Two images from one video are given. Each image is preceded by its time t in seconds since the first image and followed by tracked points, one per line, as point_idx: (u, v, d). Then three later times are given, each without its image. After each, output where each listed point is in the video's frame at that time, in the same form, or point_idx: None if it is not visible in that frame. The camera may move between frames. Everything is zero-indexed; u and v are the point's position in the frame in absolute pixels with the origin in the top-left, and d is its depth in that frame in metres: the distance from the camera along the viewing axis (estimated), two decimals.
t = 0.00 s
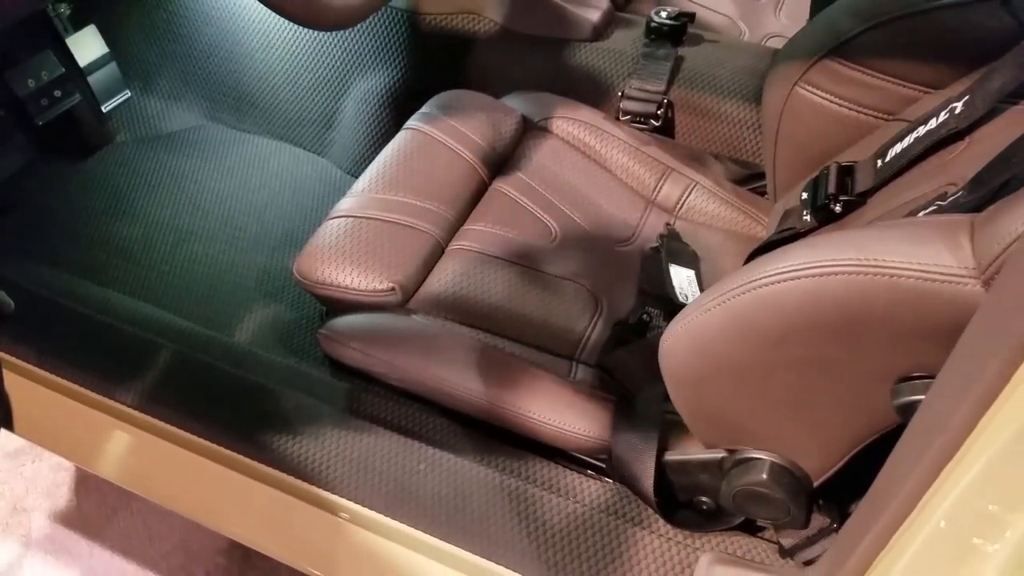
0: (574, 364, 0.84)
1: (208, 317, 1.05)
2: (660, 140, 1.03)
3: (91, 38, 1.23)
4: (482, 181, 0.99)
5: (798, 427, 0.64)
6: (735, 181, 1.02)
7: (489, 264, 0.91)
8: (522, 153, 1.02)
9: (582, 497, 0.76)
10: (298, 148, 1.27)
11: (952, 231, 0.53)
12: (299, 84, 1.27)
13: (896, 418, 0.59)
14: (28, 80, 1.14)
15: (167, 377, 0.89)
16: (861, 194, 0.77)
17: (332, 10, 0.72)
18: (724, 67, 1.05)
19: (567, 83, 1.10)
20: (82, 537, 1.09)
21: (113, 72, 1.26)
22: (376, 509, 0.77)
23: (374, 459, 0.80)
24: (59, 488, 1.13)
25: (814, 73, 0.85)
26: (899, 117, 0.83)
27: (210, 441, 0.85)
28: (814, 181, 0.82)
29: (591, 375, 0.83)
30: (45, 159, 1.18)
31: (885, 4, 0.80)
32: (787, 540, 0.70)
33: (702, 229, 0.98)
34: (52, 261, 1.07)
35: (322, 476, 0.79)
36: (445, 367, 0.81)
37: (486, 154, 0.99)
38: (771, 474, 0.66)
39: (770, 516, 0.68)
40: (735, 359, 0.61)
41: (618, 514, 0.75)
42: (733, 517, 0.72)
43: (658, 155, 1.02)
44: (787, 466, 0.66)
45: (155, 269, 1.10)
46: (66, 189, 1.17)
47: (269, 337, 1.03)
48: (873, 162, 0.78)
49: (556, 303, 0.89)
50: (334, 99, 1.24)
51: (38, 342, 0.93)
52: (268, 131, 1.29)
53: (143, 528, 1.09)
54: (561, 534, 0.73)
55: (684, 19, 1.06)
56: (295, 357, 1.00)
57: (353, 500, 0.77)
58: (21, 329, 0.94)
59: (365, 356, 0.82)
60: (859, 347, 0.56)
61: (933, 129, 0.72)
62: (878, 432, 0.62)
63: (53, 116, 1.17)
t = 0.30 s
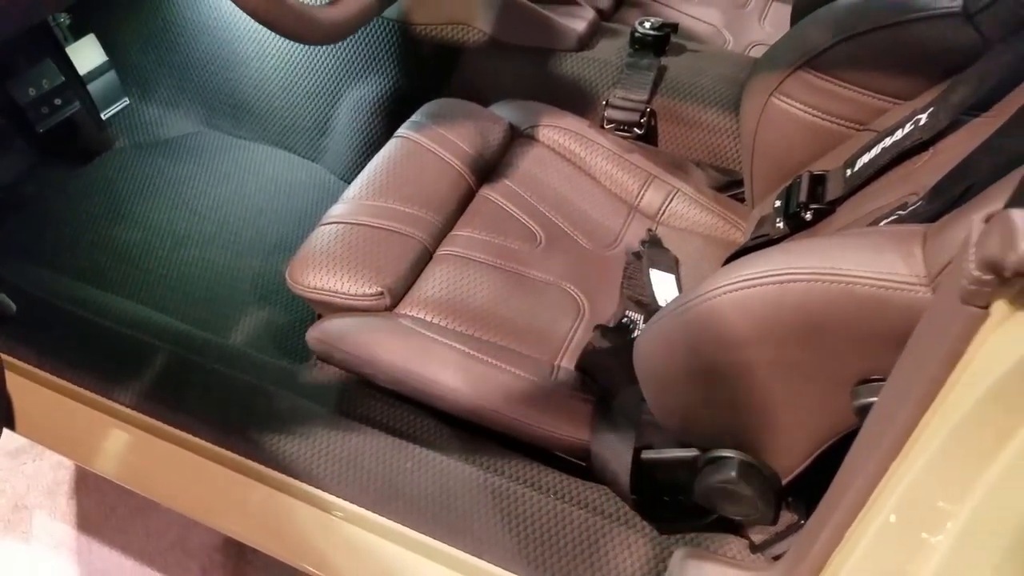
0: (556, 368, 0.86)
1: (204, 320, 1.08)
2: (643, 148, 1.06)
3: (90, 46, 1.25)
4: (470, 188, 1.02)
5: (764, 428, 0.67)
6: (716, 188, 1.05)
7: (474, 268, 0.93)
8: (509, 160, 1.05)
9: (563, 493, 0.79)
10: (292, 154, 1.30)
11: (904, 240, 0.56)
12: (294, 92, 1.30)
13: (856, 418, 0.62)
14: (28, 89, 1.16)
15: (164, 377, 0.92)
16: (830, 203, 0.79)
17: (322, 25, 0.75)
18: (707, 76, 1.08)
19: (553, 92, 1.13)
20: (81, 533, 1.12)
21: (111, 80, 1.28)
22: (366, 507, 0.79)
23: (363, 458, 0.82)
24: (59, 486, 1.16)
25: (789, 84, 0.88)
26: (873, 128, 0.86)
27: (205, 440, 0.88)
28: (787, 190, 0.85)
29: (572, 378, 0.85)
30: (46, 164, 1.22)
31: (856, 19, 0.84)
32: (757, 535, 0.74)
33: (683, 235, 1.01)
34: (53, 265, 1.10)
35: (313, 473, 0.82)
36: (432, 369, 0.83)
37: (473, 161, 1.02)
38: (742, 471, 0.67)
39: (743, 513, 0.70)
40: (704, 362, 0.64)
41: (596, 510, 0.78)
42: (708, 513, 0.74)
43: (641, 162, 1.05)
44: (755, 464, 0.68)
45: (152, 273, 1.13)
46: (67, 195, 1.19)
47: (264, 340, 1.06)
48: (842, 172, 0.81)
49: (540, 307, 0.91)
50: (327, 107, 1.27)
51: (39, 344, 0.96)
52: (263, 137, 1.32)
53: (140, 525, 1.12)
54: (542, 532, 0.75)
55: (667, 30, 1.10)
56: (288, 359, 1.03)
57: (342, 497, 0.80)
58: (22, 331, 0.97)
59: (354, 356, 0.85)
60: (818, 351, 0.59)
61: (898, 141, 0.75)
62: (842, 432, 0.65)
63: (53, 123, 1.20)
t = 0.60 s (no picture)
0: (534, 383, 0.89)
1: (198, 329, 1.11)
2: (626, 165, 1.09)
3: (91, 59, 1.27)
4: (455, 204, 1.05)
5: (726, 446, 0.69)
6: (697, 207, 1.08)
7: (457, 283, 0.96)
8: (495, 176, 1.08)
9: (537, 505, 0.83)
10: (288, 166, 1.33)
11: (856, 274, 0.58)
12: (288, 105, 1.32)
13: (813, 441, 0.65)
14: (31, 102, 1.18)
15: (157, 386, 0.95)
16: (799, 228, 0.82)
17: (309, 52, 0.79)
18: (688, 97, 1.11)
19: (540, 110, 1.17)
20: (76, 533, 1.15)
21: (111, 92, 1.30)
22: (347, 515, 0.82)
23: (346, 466, 0.85)
24: (55, 486, 1.19)
25: (762, 110, 0.90)
26: (845, 155, 0.89)
27: (196, 448, 0.90)
28: (759, 214, 0.87)
29: (549, 393, 0.88)
30: (47, 175, 1.23)
31: (827, 48, 0.86)
32: (724, 552, 0.76)
33: (664, 251, 1.03)
34: (52, 273, 1.12)
35: (297, 481, 0.85)
36: (412, 381, 0.85)
37: (458, 177, 1.05)
38: (705, 488, 0.70)
39: (707, 529, 0.73)
40: (668, 385, 0.67)
41: (571, 522, 0.81)
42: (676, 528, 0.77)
43: (623, 180, 1.07)
44: (720, 480, 0.71)
45: (149, 282, 1.16)
46: (65, 204, 1.22)
47: (255, 350, 1.09)
48: (812, 198, 0.83)
49: (520, 322, 0.94)
50: (321, 120, 1.30)
51: (36, 349, 0.99)
52: (259, 149, 1.35)
53: (133, 525, 1.16)
54: (517, 542, 0.78)
55: (651, 50, 1.12)
56: (279, 368, 1.07)
57: (325, 505, 0.83)
58: (20, 338, 1.00)
59: (337, 368, 0.88)
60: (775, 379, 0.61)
61: (865, 169, 0.78)
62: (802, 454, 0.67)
63: (54, 136, 1.22)
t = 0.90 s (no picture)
0: (529, 405, 0.89)
1: (202, 333, 1.12)
2: (633, 185, 1.09)
3: (111, 61, 1.29)
4: (461, 219, 1.04)
5: (717, 482, 0.69)
6: (704, 231, 1.07)
7: (459, 300, 0.96)
8: (503, 192, 1.08)
9: (528, 528, 0.82)
10: (300, 172, 1.34)
11: (854, 320, 0.57)
12: (303, 111, 1.33)
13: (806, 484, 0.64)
14: (49, 103, 1.21)
15: (158, 389, 0.94)
16: (803, 261, 0.81)
17: (316, 68, 0.81)
18: (700, 119, 1.11)
19: (550, 126, 1.17)
20: (75, 529, 1.16)
21: (129, 93, 1.32)
22: (338, 528, 0.82)
23: (339, 478, 0.85)
24: (58, 480, 1.21)
25: (775, 137, 0.90)
26: (855, 190, 0.88)
27: (196, 454, 0.91)
28: (764, 244, 0.87)
29: (544, 417, 0.88)
30: (61, 173, 1.26)
31: (837, 80, 0.86)
32: None
33: (668, 274, 1.03)
34: (61, 268, 1.15)
35: (290, 491, 0.85)
36: (409, 399, 0.85)
37: (465, 192, 1.05)
38: (694, 524, 0.70)
39: (697, 564, 0.72)
40: (661, 419, 0.67)
41: (560, 547, 0.80)
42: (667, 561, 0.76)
43: (630, 201, 1.07)
44: (710, 515, 0.71)
45: (156, 282, 1.17)
46: (79, 202, 1.24)
47: (257, 357, 1.09)
48: (818, 231, 0.82)
49: (519, 342, 0.94)
50: (334, 128, 1.31)
51: (43, 347, 0.99)
52: (273, 154, 1.36)
53: (132, 523, 1.16)
54: (501, 565, 0.78)
55: (665, 70, 1.13)
56: (279, 375, 1.06)
57: (316, 517, 0.83)
58: (26, 335, 1.00)
59: (334, 382, 0.88)
60: (767, 420, 0.61)
61: (872, 206, 0.77)
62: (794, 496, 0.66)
63: (71, 135, 1.24)
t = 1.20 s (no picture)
0: (545, 428, 0.85)
1: (218, 335, 1.11)
2: (664, 204, 1.05)
3: (147, 56, 1.29)
4: (484, 231, 1.01)
5: (739, 525, 0.65)
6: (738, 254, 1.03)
7: (477, 314, 0.93)
8: (529, 204, 1.05)
9: (537, 561, 0.79)
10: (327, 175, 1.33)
11: (892, 366, 0.53)
12: (332, 113, 1.30)
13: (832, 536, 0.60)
14: (81, 96, 1.20)
15: (169, 391, 0.93)
16: (840, 293, 0.78)
17: (340, 74, 0.79)
18: (736, 138, 1.07)
19: (581, 139, 1.15)
20: (83, 527, 1.15)
21: (162, 90, 1.32)
22: (340, 548, 0.80)
23: (344, 495, 0.83)
24: (68, 475, 1.20)
25: (812, 162, 0.86)
26: (898, 221, 0.84)
27: (203, 461, 0.88)
28: (799, 273, 0.84)
29: (560, 441, 0.84)
30: (92, 166, 1.26)
31: (881, 106, 0.82)
32: None
33: (697, 297, 0.99)
34: (82, 262, 1.14)
35: (293, 505, 0.82)
36: (420, 418, 0.83)
37: (490, 204, 1.02)
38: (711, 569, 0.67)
39: None
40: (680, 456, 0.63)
41: None
42: None
43: (661, 219, 1.03)
44: (729, 560, 0.68)
45: (176, 280, 1.16)
46: (109, 199, 1.25)
47: (271, 361, 1.08)
48: (856, 263, 0.78)
49: (538, 362, 0.91)
50: (362, 131, 1.28)
51: (57, 339, 0.98)
52: (301, 155, 1.34)
53: (139, 524, 1.15)
54: None
55: (703, 86, 1.09)
56: (291, 382, 1.04)
57: (318, 534, 0.81)
58: (41, 327, 0.99)
59: (345, 393, 0.86)
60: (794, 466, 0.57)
61: (917, 240, 0.72)
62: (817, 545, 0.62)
63: (101, 129, 1.24)
